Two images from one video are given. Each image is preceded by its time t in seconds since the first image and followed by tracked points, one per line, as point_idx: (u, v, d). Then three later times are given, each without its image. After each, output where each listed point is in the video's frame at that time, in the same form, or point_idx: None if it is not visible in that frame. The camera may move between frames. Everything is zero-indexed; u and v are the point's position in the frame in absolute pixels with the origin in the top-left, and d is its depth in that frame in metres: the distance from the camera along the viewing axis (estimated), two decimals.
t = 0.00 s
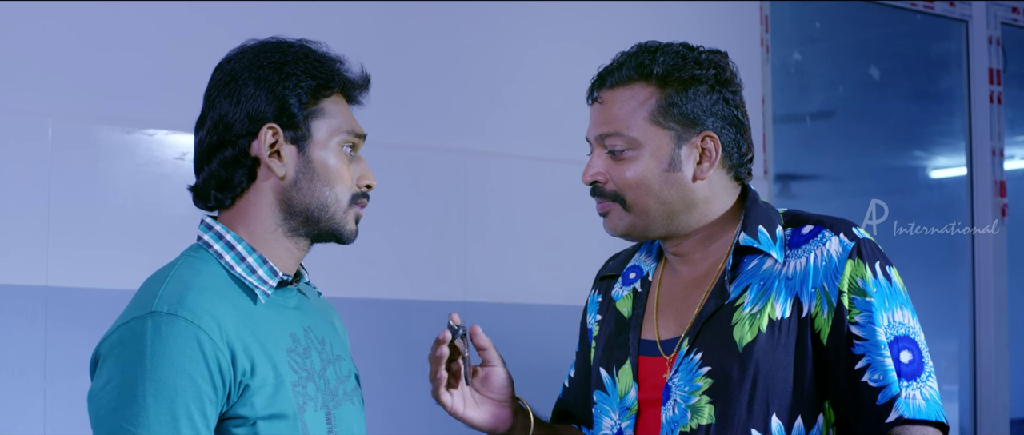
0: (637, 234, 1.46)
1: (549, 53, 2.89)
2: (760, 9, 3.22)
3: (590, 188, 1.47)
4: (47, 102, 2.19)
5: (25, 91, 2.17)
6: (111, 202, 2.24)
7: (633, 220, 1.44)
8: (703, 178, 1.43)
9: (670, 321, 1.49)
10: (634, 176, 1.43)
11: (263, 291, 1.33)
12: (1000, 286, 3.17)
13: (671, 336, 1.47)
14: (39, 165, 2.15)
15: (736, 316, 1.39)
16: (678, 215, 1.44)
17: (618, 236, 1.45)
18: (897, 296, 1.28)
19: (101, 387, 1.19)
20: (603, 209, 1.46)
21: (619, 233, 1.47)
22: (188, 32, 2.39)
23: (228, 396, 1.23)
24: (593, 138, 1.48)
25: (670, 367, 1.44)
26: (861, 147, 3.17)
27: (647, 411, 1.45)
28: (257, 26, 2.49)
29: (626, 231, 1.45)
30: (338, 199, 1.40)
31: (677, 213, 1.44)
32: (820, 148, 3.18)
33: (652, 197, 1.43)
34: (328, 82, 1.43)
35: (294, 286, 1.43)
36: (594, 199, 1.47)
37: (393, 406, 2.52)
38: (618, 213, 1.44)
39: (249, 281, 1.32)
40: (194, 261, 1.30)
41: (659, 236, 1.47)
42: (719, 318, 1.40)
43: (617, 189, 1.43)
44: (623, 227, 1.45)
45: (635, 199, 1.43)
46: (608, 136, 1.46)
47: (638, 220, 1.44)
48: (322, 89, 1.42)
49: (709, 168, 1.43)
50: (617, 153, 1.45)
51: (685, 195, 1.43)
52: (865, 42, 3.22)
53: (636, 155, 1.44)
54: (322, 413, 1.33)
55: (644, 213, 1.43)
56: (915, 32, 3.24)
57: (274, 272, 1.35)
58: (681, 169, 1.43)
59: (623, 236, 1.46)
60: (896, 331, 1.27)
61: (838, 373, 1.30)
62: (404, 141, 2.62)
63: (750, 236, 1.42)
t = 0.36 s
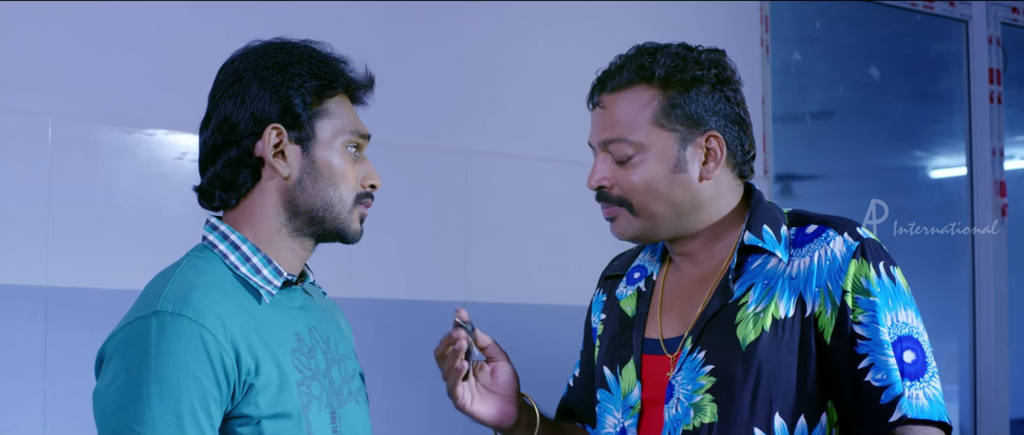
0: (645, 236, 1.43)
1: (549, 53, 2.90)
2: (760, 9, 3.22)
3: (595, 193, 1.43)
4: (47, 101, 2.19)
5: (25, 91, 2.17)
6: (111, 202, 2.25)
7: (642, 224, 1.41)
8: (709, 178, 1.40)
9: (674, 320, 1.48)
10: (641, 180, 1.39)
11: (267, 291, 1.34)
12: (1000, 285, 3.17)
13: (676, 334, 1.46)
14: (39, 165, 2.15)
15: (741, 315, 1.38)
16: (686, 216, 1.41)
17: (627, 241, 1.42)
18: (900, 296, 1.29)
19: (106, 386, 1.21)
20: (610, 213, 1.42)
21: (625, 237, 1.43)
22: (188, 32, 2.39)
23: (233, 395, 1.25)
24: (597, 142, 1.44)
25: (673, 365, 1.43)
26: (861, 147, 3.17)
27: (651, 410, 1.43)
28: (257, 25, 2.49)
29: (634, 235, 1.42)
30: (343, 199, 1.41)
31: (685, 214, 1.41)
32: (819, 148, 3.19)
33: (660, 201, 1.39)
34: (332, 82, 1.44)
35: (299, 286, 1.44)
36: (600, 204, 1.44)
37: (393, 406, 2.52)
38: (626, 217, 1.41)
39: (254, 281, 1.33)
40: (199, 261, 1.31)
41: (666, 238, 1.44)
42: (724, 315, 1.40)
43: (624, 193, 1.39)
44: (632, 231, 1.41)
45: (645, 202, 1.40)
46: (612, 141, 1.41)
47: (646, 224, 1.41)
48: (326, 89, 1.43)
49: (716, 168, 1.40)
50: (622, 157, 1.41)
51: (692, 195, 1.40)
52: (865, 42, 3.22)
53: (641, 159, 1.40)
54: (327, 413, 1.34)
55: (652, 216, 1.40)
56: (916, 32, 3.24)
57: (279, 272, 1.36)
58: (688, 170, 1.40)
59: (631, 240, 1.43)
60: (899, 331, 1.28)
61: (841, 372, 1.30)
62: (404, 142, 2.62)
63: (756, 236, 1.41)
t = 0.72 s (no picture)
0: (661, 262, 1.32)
1: (549, 53, 2.89)
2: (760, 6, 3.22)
3: (604, 233, 1.29)
4: (47, 100, 2.19)
5: (25, 90, 2.17)
6: (112, 199, 2.25)
7: (660, 254, 1.29)
8: (716, 189, 1.29)
9: (659, 332, 1.43)
10: (654, 211, 1.26)
11: (271, 287, 1.39)
12: (1000, 279, 3.15)
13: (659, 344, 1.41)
14: (39, 163, 2.15)
15: (689, 341, 1.30)
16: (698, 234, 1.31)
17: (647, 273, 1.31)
18: (818, 328, 1.20)
19: (110, 381, 1.26)
20: (623, 250, 1.29)
21: (642, 268, 1.32)
22: (188, 30, 2.39)
23: (236, 390, 1.29)
24: (593, 182, 1.27)
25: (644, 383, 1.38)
26: (861, 142, 3.17)
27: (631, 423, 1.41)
28: (257, 26, 2.49)
29: (653, 264, 1.31)
30: (346, 196, 1.44)
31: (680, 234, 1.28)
32: (823, 144, 3.19)
33: (675, 227, 1.28)
34: (335, 79, 1.48)
35: (304, 282, 1.49)
36: (609, 244, 1.30)
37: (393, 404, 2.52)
38: (643, 250, 1.28)
39: (257, 277, 1.38)
40: (203, 257, 1.36)
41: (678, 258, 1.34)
42: (679, 339, 1.32)
43: (638, 228, 1.27)
44: (650, 264, 1.30)
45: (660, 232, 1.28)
46: (615, 180, 1.26)
47: (664, 253, 1.29)
48: (329, 86, 1.47)
49: (721, 179, 1.29)
50: (630, 194, 1.26)
51: (703, 215, 1.29)
52: (865, 39, 3.21)
53: (651, 191, 1.26)
54: (330, 408, 1.39)
55: (669, 243, 1.28)
56: (915, 30, 3.24)
57: (282, 268, 1.41)
58: (696, 189, 1.27)
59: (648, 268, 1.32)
60: (801, 364, 1.20)
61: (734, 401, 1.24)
62: (404, 140, 2.62)
63: (714, 259, 1.33)
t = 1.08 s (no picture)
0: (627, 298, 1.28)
1: (550, 53, 2.87)
2: None
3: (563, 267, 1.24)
4: (47, 93, 2.18)
5: (24, 84, 2.16)
6: (112, 190, 2.24)
7: (622, 290, 1.25)
8: (683, 231, 1.23)
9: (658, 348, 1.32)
10: (615, 250, 1.21)
11: (278, 277, 1.40)
12: (1000, 270, 3.11)
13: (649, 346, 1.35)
14: (40, 156, 2.16)
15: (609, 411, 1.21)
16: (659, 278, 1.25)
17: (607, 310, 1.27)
18: (683, 413, 1.14)
19: (119, 374, 1.27)
20: (584, 285, 1.24)
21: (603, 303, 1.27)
22: (189, 27, 2.37)
23: (244, 382, 1.31)
24: (558, 215, 1.22)
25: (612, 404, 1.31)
26: (861, 133, 3.17)
27: None
28: (257, 26, 2.47)
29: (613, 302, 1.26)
30: (349, 189, 1.44)
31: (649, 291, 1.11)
32: (822, 134, 3.18)
33: (637, 267, 1.23)
34: (342, 72, 1.47)
35: (310, 273, 1.50)
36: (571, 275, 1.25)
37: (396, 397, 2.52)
38: (603, 288, 1.24)
39: (264, 268, 1.39)
40: (209, 248, 1.37)
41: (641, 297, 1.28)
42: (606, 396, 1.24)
43: (597, 266, 1.22)
44: (611, 300, 1.25)
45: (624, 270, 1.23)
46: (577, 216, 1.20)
47: (625, 291, 1.25)
48: (335, 79, 1.46)
49: (687, 222, 1.23)
50: (592, 231, 1.21)
51: (669, 255, 1.24)
52: (867, 28, 3.20)
53: (613, 231, 1.20)
54: (335, 399, 1.41)
55: (630, 282, 1.24)
56: (915, 20, 3.23)
57: (289, 259, 1.42)
58: (660, 230, 1.22)
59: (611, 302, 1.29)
60: None
61: None
62: (404, 134, 2.61)
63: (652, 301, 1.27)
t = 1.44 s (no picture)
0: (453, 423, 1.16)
1: (550, 53, 2.86)
2: None
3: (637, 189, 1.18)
4: (47, 92, 2.18)
5: (24, 81, 2.15)
6: (113, 189, 2.25)
7: (692, 216, 1.18)
8: (759, 163, 1.16)
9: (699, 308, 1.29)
10: (691, 173, 1.14)
11: (289, 274, 1.32)
12: (1000, 268, 3.16)
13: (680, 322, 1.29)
14: (40, 154, 2.16)
15: (706, 303, 1.17)
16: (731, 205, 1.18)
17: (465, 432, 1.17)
18: (831, 290, 1.03)
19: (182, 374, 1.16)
20: (656, 208, 1.17)
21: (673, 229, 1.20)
22: (189, 25, 2.36)
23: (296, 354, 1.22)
24: (637, 136, 1.17)
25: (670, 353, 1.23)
26: (861, 133, 3.15)
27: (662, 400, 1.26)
28: (257, 26, 2.46)
29: (683, 227, 1.19)
30: (351, 200, 1.37)
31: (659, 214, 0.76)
32: (821, 134, 3.16)
33: (711, 194, 1.16)
34: (361, 82, 1.39)
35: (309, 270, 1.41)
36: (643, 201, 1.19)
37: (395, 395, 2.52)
38: (676, 211, 1.17)
39: (275, 265, 1.30)
40: (217, 246, 1.27)
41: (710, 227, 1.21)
42: (699, 307, 1.19)
43: (673, 188, 1.15)
44: (681, 225, 1.18)
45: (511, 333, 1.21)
46: (657, 137, 1.15)
47: (695, 217, 1.18)
48: (353, 88, 1.39)
49: (762, 154, 1.16)
50: (671, 153, 1.15)
51: (742, 186, 1.17)
52: (868, 27, 3.19)
53: (692, 153, 1.14)
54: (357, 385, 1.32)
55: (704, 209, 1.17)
56: (915, 18, 3.20)
57: (298, 255, 1.34)
58: (736, 159, 1.15)
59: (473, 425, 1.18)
60: (812, 322, 1.03)
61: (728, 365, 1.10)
62: (403, 133, 2.61)
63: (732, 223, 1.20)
